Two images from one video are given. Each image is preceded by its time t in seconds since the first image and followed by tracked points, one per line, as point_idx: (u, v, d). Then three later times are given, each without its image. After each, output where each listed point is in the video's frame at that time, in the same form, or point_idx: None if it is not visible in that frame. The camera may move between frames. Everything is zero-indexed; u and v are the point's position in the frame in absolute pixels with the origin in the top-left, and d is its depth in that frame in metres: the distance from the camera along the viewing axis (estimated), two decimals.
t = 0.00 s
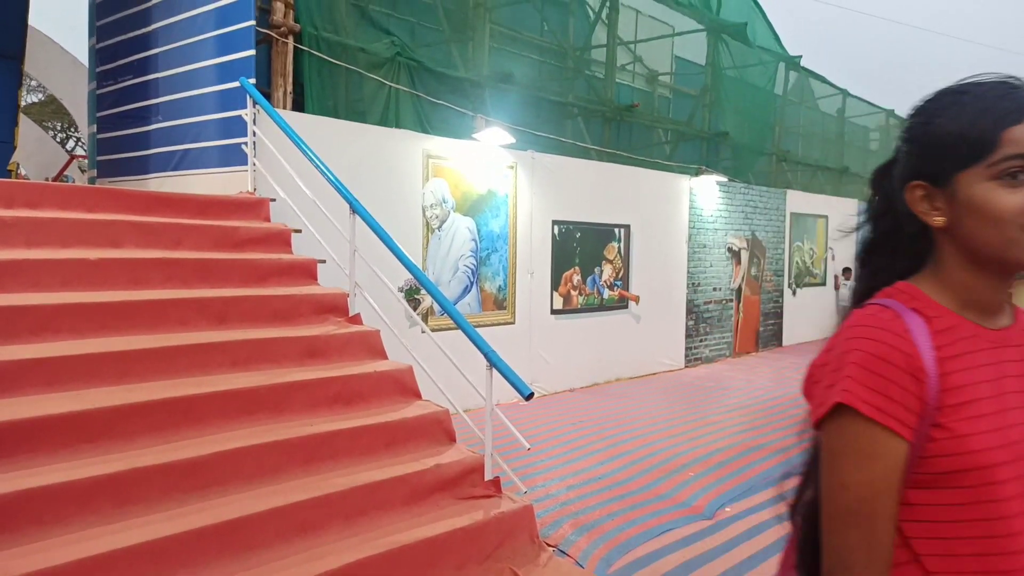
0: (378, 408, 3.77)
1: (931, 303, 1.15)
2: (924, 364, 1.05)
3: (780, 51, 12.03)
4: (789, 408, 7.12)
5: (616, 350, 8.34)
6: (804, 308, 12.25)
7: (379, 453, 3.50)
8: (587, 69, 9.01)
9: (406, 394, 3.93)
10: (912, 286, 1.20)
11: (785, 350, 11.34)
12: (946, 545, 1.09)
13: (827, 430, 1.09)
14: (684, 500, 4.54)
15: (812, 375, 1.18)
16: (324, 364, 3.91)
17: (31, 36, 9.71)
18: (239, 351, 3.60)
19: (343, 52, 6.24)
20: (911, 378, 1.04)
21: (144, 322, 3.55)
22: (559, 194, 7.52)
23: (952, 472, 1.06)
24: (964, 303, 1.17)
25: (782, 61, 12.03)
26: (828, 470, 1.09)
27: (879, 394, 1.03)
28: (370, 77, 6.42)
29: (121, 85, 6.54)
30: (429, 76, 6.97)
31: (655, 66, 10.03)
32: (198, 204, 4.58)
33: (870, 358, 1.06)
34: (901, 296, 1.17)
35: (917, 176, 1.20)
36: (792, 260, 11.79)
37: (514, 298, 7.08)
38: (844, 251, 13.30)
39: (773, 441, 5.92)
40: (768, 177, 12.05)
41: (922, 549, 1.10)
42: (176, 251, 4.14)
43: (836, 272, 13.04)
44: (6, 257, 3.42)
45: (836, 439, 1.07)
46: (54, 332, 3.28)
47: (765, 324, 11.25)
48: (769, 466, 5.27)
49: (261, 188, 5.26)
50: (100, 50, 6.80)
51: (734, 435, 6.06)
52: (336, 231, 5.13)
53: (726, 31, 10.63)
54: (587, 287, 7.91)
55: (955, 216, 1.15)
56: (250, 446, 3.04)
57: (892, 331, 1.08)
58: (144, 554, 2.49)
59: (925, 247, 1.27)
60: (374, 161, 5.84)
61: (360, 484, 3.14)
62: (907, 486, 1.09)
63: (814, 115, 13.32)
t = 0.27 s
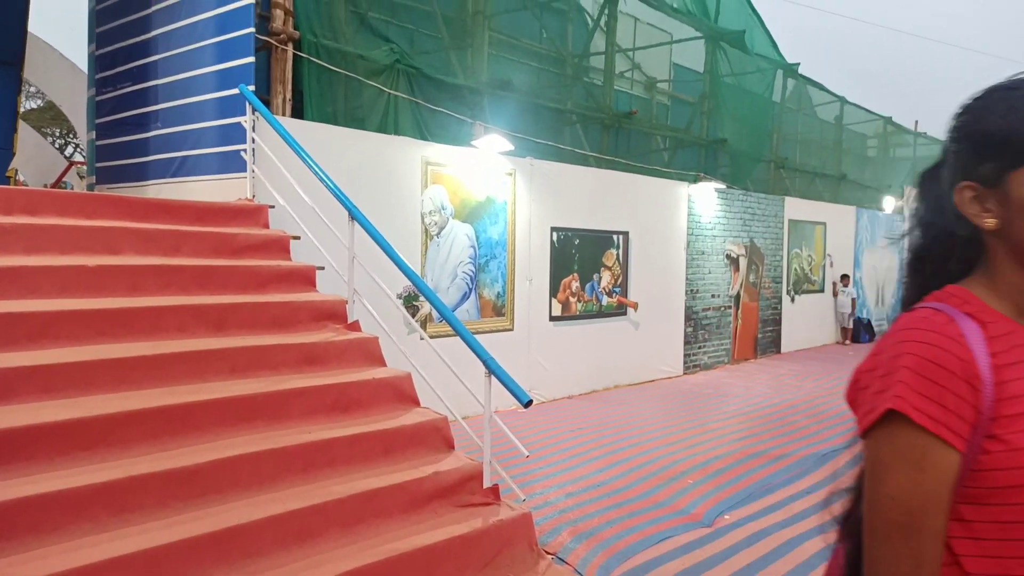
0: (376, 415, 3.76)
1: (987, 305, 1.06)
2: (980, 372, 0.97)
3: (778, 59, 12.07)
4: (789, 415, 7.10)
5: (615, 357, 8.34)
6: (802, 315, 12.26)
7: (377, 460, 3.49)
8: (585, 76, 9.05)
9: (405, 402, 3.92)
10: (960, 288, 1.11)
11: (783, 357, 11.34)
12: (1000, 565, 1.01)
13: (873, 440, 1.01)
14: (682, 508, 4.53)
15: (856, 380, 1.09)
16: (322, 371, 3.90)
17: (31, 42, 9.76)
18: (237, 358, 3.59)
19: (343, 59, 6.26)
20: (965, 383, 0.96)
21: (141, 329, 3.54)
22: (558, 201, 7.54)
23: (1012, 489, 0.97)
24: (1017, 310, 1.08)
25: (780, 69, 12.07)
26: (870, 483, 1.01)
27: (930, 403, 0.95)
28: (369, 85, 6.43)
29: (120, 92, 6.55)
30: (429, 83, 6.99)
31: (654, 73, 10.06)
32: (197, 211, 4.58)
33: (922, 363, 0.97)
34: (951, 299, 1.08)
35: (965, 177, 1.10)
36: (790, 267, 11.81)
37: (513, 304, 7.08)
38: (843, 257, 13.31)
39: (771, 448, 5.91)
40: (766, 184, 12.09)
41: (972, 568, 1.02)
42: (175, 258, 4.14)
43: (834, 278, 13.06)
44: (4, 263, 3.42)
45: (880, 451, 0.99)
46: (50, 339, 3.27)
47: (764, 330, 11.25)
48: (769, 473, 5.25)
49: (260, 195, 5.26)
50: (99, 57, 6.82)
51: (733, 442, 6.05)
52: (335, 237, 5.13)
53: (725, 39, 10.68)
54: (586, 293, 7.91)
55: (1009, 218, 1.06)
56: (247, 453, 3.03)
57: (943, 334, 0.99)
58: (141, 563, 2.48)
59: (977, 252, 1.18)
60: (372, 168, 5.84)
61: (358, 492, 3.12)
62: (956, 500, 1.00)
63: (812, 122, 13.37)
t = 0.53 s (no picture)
0: (377, 420, 3.77)
1: None
2: None
3: (778, 65, 12.12)
4: (790, 420, 7.10)
5: (616, 362, 8.35)
6: (803, 320, 12.27)
7: (379, 466, 3.50)
8: (585, 83, 9.09)
9: (405, 407, 3.93)
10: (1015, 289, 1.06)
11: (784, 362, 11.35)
12: None
13: (913, 451, 0.97)
14: (684, 513, 4.53)
15: (898, 388, 1.05)
16: (323, 376, 3.91)
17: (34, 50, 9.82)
18: (238, 364, 3.60)
19: (343, 66, 6.28)
20: (1012, 393, 0.92)
21: (143, 335, 3.55)
22: (559, 206, 7.56)
23: None
24: None
25: (779, 75, 12.12)
26: (908, 494, 0.97)
27: (974, 414, 0.90)
28: (370, 92, 6.46)
29: (122, 98, 6.59)
30: (429, 90, 7.02)
31: (653, 79, 10.10)
32: (199, 217, 4.60)
33: (968, 373, 0.93)
34: (1003, 303, 1.02)
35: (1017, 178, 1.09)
36: (791, 272, 11.83)
37: (514, 309, 7.09)
38: (843, 262, 13.33)
39: (772, 453, 5.91)
40: (765, 189, 12.12)
41: None
42: (176, 264, 4.15)
43: (835, 284, 13.08)
44: (7, 270, 3.43)
45: (920, 459, 0.95)
46: (52, 345, 3.28)
47: (764, 335, 11.26)
48: (770, 478, 5.25)
49: (262, 202, 5.27)
50: (101, 64, 6.86)
51: (734, 447, 6.06)
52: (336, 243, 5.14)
53: (724, 45, 10.72)
54: (586, 298, 7.92)
55: None
56: (249, 459, 3.04)
57: (990, 341, 0.95)
58: (143, 569, 2.48)
59: None
60: (373, 174, 5.87)
61: (359, 497, 3.13)
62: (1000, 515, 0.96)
63: (811, 128, 13.41)
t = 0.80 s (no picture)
0: (377, 427, 3.77)
1: None
2: None
3: (778, 71, 12.15)
4: (791, 427, 7.09)
5: (616, 368, 8.35)
6: (803, 326, 12.26)
7: (378, 472, 3.50)
8: (585, 89, 9.11)
9: (405, 413, 3.94)
10: None
11: (784, 368, 11.34)
12: None
13: (948, 465, 0.80)
14: (684, 520, 4.53)
15: (937, 400, 0.89)
16: (323, 382, 3.91)
17: (36, 56, 9.87)
18: (238, 370, 3.61)
19: (345, 72, 6.29)
20: None
21: (143, 341, 3.56)
22: (559, 212, 7.58)
23: None
24: None
25: (780, 81, 12.15)
26: (939, 518, 0.77)
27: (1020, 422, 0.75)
28: (371, 98, 6.48)
29: (123, 104, 6.61)
30: (430, 96, 7.04)
31: (653, 86, 10.13)
32: (200, 223, 4.61)
33: (1010, 385, 0.79)
34: None
35: None
36: (791, 278, 11.84)
37: (514, 315, 7.09)
38: (843, 269, 13.34)
39: (772, 460, 5.90)
40: (765, 195, 12.14)
41: None
42: (177, 270, 4.16)
43: (835, 290, 13.09)
44: (8, 276, 3.44)
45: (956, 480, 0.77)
46: (53, 351, 3.29)
47: (765, 341, 11.26)
48: (770, 485, 5.24)
49: (263, 208, 5.28)
50: (103, 70, 6.89)
51: (734, 454, 6.05)
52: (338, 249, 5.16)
53: (724, 52, 10.75)
54: (586, 304, 7.93)
55: None
56: (248, 465, 3.04)
57: None
58: None
59: None
60: (374, 180, 5.88)
61: (359, 504, 3.13)
62: None
63: (811, 134, 13.45)
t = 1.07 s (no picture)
0: (373, 434, 3.77)
1: None
2: None
3: (774, 80, 12.22)
4: (787, 434, 7.09)
5: (612, 375, 8.35)
6: (799, 333, 12.29)
7: (375, 479, 3.50)
8: (583, 96, 9.15)
9: (402, 420, 3.94)
10: None
11: (780, 375, 11.36)
12: None
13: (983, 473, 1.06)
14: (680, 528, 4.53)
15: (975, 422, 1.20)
16: (320, 389, 3.91)
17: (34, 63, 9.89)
18: (235, 377, 3.61)
19: (343, 79, 6.32)
20: None
21: (140, 347, 3.55)
22: (556, 219, 7.60)
23: None
24: None
25: (776, 90, 12.22)
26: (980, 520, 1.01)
27: None
28: (370, 105, 6.50)
29: (121, 111, 6.62)
30: (428, 103, 7.07)
31: (650, 94, 10.19)
32: (197, 229, 4.62)
33: None
34: None
35: None
36: (787, 285, 11.87)
37: (511, 321, 7.10)
38: (839, 276, 13.39)
39: (768, 467, 5.90)
40: (761, 203, 12.20)
41: None
42: (174, 276, 4.16)
43: (830, 297, 13.14)
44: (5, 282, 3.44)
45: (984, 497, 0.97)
46: (49, 358, 3.28)
47: (761, 348, 11.28)
48: (766, 493, 5.24)
49: (260, 214, 5.28)
50: (101, 76, 6.90)
51: (730, 461, 6.05)
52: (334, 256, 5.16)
53: (721, 60, 10.81)
54: (583, 311, 7.94)
55: None
56: (244, 473, 3.04)
57: None
58: None
59: None
60: (372, 187, 5.89)
61: (354, 512, 3.13)
62: None
63: (807, 142, 13.52)
